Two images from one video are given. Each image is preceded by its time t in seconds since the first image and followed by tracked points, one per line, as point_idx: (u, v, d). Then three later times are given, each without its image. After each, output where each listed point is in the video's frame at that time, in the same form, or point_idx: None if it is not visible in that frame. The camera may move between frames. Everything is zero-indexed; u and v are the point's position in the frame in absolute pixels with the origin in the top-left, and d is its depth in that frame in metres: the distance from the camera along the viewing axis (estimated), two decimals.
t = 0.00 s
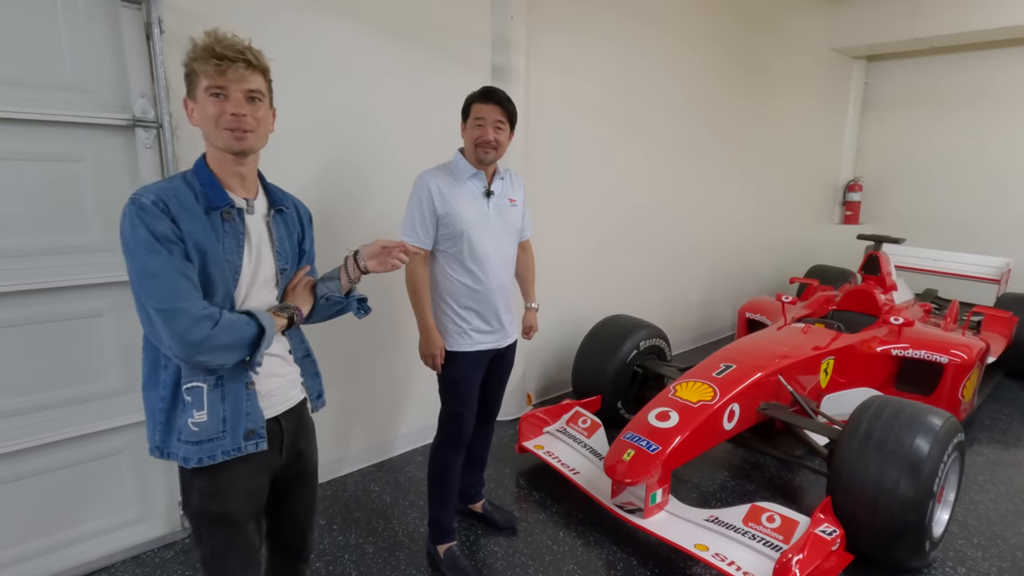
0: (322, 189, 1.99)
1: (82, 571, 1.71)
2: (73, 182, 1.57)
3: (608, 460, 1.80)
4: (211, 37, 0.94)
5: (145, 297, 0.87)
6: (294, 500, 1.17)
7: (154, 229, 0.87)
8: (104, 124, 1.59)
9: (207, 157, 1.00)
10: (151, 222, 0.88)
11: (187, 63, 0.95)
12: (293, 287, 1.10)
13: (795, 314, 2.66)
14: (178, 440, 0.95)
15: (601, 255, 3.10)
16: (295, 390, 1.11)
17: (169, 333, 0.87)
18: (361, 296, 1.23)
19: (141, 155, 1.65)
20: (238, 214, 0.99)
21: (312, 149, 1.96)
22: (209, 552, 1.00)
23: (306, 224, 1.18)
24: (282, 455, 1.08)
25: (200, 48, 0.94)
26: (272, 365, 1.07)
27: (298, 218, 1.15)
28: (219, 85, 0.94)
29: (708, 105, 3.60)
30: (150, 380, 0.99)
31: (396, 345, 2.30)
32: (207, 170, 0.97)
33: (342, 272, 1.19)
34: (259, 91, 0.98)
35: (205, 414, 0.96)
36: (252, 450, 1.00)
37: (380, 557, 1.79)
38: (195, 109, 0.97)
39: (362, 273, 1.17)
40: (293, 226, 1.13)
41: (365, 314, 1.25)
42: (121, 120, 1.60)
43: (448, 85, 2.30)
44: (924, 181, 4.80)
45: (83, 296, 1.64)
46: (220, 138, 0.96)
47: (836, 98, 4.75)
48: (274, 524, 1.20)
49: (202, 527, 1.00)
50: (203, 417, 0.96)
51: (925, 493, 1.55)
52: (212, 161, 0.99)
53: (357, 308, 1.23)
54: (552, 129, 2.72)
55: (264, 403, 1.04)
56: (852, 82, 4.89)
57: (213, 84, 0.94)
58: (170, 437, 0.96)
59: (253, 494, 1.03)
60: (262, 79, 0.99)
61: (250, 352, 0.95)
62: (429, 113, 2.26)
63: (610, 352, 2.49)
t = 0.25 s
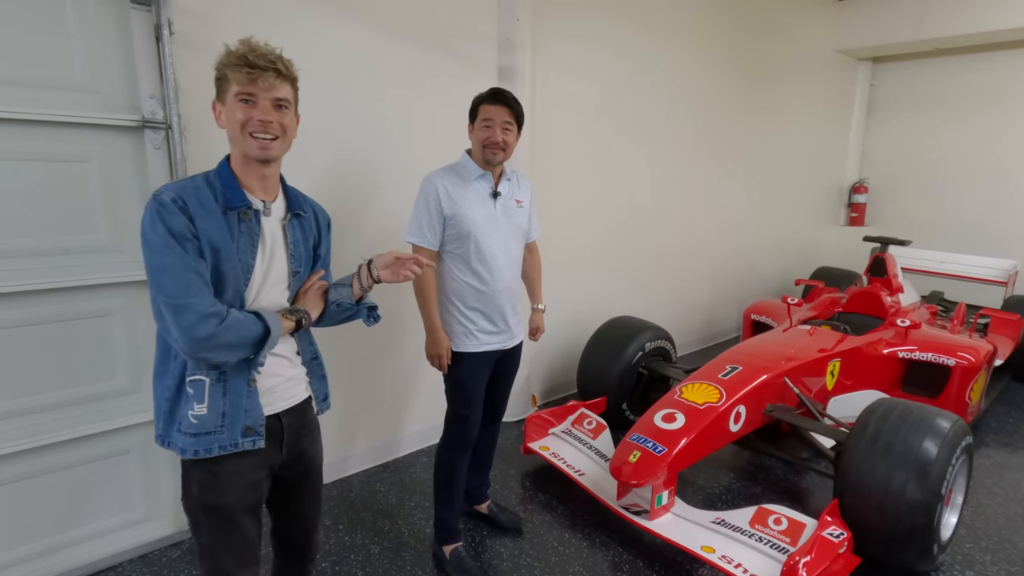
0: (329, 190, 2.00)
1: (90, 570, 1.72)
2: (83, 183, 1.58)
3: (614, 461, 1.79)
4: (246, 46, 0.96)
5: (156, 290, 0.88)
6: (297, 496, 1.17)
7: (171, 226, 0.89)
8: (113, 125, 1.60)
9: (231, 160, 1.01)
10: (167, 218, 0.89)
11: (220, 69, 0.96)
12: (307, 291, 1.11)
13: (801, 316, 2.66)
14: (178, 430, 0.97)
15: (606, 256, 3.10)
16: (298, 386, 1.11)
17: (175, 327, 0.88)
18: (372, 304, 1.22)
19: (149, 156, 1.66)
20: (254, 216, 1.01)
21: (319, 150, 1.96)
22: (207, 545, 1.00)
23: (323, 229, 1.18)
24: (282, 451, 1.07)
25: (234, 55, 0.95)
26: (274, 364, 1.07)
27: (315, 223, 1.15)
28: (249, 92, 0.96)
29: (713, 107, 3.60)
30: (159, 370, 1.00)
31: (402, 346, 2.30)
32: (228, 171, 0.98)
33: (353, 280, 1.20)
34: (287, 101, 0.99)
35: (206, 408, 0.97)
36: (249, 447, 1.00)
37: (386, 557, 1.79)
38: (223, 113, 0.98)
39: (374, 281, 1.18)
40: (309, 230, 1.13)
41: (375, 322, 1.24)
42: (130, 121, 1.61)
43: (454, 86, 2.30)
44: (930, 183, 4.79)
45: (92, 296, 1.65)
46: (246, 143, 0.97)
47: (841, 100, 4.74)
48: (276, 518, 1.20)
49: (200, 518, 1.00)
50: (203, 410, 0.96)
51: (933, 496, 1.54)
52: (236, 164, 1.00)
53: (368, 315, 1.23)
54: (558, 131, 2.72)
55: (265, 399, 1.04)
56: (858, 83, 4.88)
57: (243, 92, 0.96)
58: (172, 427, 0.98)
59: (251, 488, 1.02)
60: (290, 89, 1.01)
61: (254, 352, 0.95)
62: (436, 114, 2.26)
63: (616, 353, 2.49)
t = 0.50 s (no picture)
0: (337, 191, 2.01)
1: (98, 569, 1.73)
2: (93, 184, 1.60)
3: (620, 462, 1.79)
4: (264, 49, 0.97)
5: (174, 292, 0.88)
6: (301, 497, 1.18)
7: (187, 226, 0.88)
8: (123, 127, 1.62)
9: (241, 160, 1.01)
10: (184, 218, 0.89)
11: (233, 69, 0.96)
12: (310, 290, 1.10)
13: (807, 318, 2.65)
14: (193, 433, 0.96)
15: (611, 258, 3.10)
16: (306, 387, 1.12)
17: (196, 328, 0.87)
18: (376, 299, 1.22)
19: (160, 157, 1.67)
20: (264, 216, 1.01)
21: (327, 151, 1.97)
22: (209, 547, 1.00)
23: (324, 227, 1.19)
24: (290, 453, 1.08)
25: (251, 57, 0.96)
26: (283, 365, 1.08)
27: (317, 222, 1.16)
28: (267, 94, 0.96)
29: (719, 108, 3.59)
30: (167, 373, 0.99)
31: (408, 346, 2.30)
32: (236, 172, 0.99)
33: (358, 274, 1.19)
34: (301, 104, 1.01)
35: (223, 409, 0.97)
36: (267, 447, 1.01)
37: (392, 558, 1.80)
38: (236, 114, 0.98)
39: (379, 276, 1.17)
40: (312, 228, 1.14)
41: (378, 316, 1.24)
42: (140, 122, 1.62)
43: (461, 88, 2.31)
44: (937, 184, 4.76)
45: (102, 296, 1.66)
46: (263, 145, 0.98)
47: (847, 102, 4.73)
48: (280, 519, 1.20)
49: (205, 520, 1.00)
50: (221, 411, 0.97)
51: (941, 499, 1.53)
52: (246, 164, 1.01)
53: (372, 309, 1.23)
54: (564, 132, 2.72)
55: (277, 399, 1.05)
56: (864, 85, 4.87)
57: (260, 95, 0.96)
58: (184, 430, 0.97)
59: (258, 490, 1.03)
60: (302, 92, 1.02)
61: (271, 350, 0.96)
62: (443, 116, 2.27)
63: (621, 355, 2.49)
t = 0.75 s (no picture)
0: (343, 191, 2.02)
1: (107, 567, 1.74)
2: (101, 184, 1.61)
3: (625, 462, 1.79)
4: (299, 63, 0.99)
5: (165, 305, 0.85)
6: (299, 502, 1.18)
7: (175, 235, 0.86)
8: (131, 127, 1.63)
9: (247, 162, 0.99)
10: (171, 229, 0.86)
11: (267, 74, 0.94)
12: (296, 291, 1.10)
13: (812, 317, 2.64)
14: (192, 448, 0.96)
15: (616, 257, 3.10)
16: (301, 393, 1.12)
17: (193, 342, 0.86)
18: (363, 296, 1.23)
19: (167, 158, 1.67)
20: (247, 216, 1.00)
21: (332, 151, 1.98)
22: (208, 561, 0.99)
23: (305, 226, 1.20)
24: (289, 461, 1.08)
25: (288, 68, 0.97)
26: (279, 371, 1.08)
27: (297, 222, 1.16)
28: (299, 109, 1.00)
29: (723, 108, 3.58)
30: (157, 389, 0.98)
31: (412, 346, 2.31)
32: (219, 173, 0.97)
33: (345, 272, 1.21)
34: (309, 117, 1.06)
35: (221, 421, 0.96)
36: (270, 455, 1.01)
37: (397, 556, 1.80)
38: (261, 119, 0.96)
39: (366, 273, 1.21)
40: (293, 227, 1.14)
41: (366, 313, 1.27)
42: (148, 123, 1.63)
43: (465, 87, 2.31)
44: (943, 184, 4.74)
45: (110, 295, 1.67)
46: (288, 157, 1.01)
47: (853, 100, 4.71)
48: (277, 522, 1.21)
49: (205, 534, 0.99)
50: (220, 424, 0.96)
51: (948, 500, 1.53)
52: (251, 167, 0.99)
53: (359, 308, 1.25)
54: (569, 132, 2.72)
55: (276, 408, 1.05)
56: (870, 84, 4.85)
57: (296, 109, 0.99)
58: (182, 445, 0.96)
59: (259, 502, 1.03)
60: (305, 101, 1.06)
61: (267, 357, 0.96)
62: (447, 115, 2.27)
63: (626, 354, 2.48)
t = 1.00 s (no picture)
0: (350, 193, 2.03)
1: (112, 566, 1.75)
2: (110, 186, 1.62)
3: (629, 464, 1.79)
4: (270, 59, 0.94)
5: (125, 321, 0.79)
6: (279, 522, 1.14)
7: (134, 244, 0.80)
8: (138, 129, 1.64)
9: (215, 163, 0.94)
10: (130, 239, 0.80)
11: (239, 72, 0.90)
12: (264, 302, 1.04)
13: (817, 320, 2.64)
14: (162, 475, 0.90)
15: (620, 259, 3.11)
16: (276, 409, 1.09)
17: (160, 361, 0.80)
18: (336, 303, 1.20)
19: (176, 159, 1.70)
20: (213, 222, 0.94)
21: (338, 152, 1.98)
22: None
23: (273, 230, 1.15)
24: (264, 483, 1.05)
25: (260, 65, 0.93)
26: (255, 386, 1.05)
27: (266, 226, 1.12)
28: (272, 108, 0.96)
29: (728, 109, 3.59)
30: (118, 415, 0.91)
31: (417, 347, 2.31)
32: (178, 176, 0.91)
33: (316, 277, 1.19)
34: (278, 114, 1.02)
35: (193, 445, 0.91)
36: (247, 477, 0.98)
37: (402, 557, 1.81)
38: (232, 119, 0.91)
39: (340, 279, 1.18)
40: (261, 231, 1.10)
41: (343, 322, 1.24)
42: (157, 125, 1.65)
43: (471, 89, 2.32)
44: (949, 186, 4.73)
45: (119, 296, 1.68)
46: (259, 158, 0.97)
47: (858, 102, 4.70)
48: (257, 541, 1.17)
49: (173, 564, 0.94)
50: (192, 448, 0.91)
51: (954, 503, 1.52)
52: (220, 167, 0.95)
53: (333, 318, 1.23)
54: (573, 134, 2.73)
55: (252, 426, 1.02)
56: (875, 86, 4.84)
57: (269, 107, 0.95)
58: (150, 474, 0.90)
59: (232, 527, 0.99)
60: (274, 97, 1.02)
61: (241, 372, 0.91)
62: (452, 117, 2.28)
63: (630, 356, 2.48)
